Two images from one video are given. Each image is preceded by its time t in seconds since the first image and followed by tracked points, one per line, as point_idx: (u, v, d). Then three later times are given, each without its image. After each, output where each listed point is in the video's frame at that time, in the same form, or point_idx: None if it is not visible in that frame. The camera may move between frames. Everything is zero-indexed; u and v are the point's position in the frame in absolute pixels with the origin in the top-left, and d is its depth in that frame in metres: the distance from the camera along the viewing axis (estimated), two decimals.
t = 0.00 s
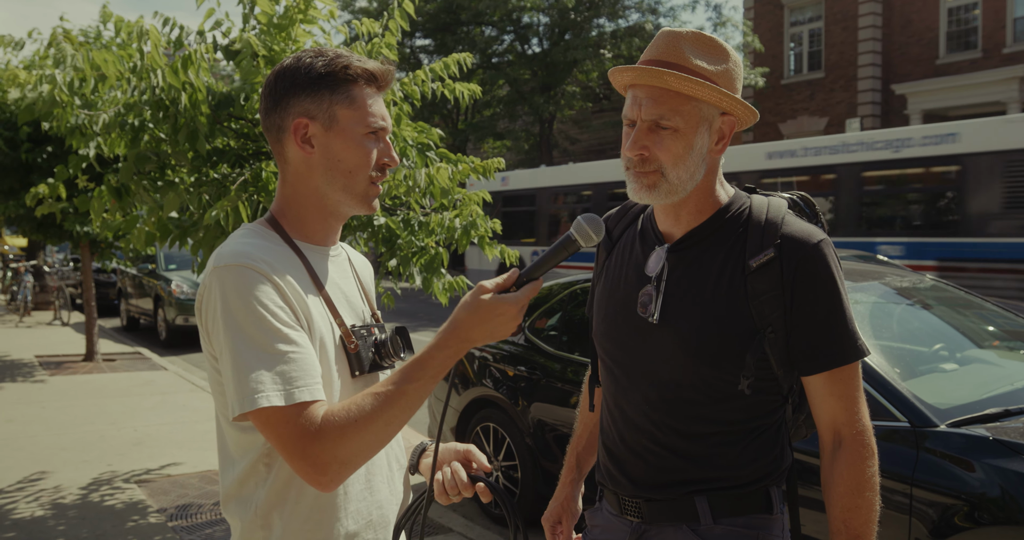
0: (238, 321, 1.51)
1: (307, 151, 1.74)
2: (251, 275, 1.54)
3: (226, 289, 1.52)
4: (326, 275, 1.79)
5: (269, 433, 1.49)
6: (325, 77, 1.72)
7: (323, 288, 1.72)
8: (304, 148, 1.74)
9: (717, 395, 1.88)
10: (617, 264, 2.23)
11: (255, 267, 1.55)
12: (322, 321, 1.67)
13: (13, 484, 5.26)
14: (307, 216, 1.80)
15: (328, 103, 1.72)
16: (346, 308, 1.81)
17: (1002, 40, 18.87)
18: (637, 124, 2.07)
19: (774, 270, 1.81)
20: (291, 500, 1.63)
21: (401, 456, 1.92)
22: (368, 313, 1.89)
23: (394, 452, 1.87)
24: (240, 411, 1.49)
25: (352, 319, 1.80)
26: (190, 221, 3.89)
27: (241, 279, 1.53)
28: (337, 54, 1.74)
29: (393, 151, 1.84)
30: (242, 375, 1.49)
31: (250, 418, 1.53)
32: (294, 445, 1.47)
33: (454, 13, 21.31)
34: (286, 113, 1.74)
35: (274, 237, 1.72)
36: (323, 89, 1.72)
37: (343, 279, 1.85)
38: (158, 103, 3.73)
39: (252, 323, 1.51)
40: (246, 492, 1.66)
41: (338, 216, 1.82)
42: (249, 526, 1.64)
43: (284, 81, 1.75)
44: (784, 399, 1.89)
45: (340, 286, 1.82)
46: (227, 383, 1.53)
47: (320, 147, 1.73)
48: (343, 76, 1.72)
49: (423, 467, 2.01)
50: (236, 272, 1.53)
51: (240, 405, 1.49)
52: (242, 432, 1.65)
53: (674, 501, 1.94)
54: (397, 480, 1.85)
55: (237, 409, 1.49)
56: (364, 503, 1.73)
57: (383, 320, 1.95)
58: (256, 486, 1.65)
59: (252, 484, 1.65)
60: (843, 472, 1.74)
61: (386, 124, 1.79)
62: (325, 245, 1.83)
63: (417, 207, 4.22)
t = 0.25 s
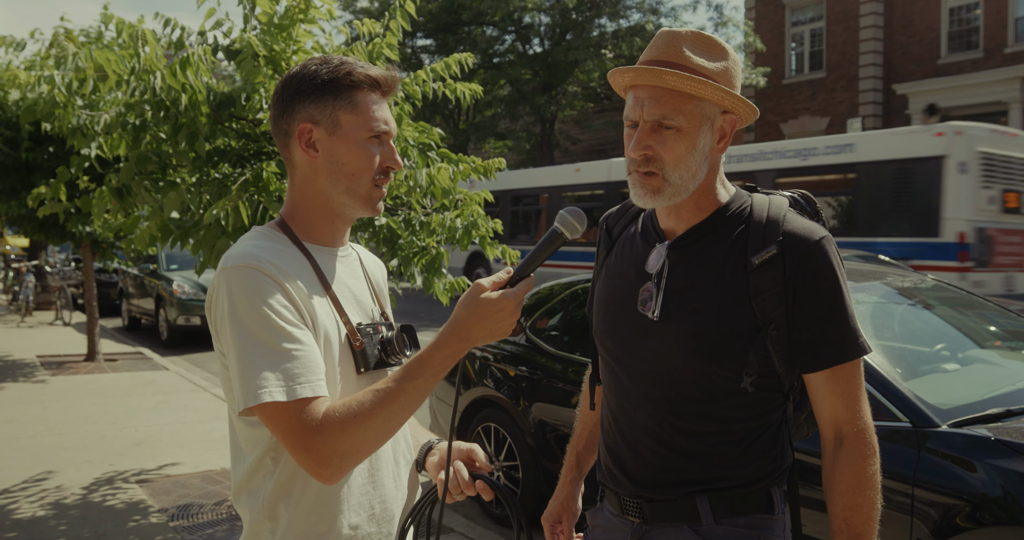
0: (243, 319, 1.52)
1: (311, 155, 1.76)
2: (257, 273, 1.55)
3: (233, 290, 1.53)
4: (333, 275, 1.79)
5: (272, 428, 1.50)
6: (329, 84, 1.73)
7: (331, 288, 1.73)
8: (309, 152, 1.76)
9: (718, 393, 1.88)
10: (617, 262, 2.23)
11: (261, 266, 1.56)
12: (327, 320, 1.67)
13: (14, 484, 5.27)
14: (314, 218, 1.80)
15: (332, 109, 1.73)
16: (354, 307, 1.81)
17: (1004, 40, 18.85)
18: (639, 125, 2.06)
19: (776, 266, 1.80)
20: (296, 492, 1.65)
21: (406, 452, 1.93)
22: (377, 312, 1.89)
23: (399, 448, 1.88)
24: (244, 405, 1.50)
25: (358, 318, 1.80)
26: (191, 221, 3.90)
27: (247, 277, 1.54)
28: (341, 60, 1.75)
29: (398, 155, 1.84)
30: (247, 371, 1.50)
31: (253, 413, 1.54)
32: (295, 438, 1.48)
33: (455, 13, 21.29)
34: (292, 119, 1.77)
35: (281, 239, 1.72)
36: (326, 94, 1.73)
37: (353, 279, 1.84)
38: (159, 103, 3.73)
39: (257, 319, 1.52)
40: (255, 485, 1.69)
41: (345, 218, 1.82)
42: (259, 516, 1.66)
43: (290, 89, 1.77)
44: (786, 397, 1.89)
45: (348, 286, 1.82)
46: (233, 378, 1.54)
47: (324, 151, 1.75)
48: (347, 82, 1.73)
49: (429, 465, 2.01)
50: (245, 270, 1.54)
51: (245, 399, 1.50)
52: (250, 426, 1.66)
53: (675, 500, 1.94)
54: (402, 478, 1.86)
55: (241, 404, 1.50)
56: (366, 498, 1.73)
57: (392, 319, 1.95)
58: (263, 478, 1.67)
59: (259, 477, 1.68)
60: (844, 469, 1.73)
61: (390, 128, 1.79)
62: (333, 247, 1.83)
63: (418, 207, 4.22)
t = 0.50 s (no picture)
0: (241, 312, 1.53)
1: (313, 156, 1.76)
2: (256, 268, 1.55)
3: (235, 286, 1.54)
4: (336, 273, 1.78)
5: (270, 420, 1.51)
6: (331, 86, 1.74)
7: (333, 287, 1.73)
8: (310, 153, 1.76)
9: (718, 389, 1.87)
10: (616, 259, 2.23)
11: (260, 261, 1.57)
12: (328, 316, 1.68)
13: (15, 483, 5.27)
14: (317, 219, 1.80)
15: (333, 110, 1.74)
16: (356, 304, 1.81)
17: (1004, 39, 18.83)
18: (638, 126, 2.06)
19: (777, 262, 1.81)
20: (296, 486, 1.66)
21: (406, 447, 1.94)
22: (381, 310, 1.89)
23: (400, 445, 1.88)
24: (243, 397, 1.50)
25: (360, 314, 1.80)
26: (192, 221, 3.90)
27: (246, 272, 1.55)
28: (341, 63, 1.76)
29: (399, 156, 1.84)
30: (246, 363, 1.50)
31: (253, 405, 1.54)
32: (293, 429, 1.49)
33: (455, 13, 21.29)
34: (294, 121, 1.78)
35: (283, 237, 1.72)
36: (328, 96, 1.74)
37: (357, 278, 1.84)
38: (159, 103, 3.73)
39: (256, 312, 1.52)
40: (258, 479, 1.71)
41: (348, 218, 1.82)
42: (261, 509, 1.67)
43: (293, 92, 1.79)
44: (786, 394, 1.89)
45: (352, 285, 1.81)
46: (233, 371, 1.55)
47: (325, 152, 1.75)
48: (348, 84, 1.74)
49: (430, 464, 2.01)
50: (245, 266, 1.55)
51: (243, 392, 1.50)
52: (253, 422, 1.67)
53: (676, 499, 1.94)
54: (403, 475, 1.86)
55: (240, 397, 1.50)
56: (366, 493, 1.73)
57: (396, 318, 1.94)
58: (266, 472, 1.69)
59: (262, 470, 1.69)
60: (845, 465, 1.73)
61: (391, 129, 1.79)
62: (337, 246, 1.83)
63: (419, 207, 4.22)
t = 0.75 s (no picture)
0: (236, 311, 1.53)
1: (311, 158, 1.76)
2: (251, 268, 1.55)
3: (230, 287, 1.54)
4: (334, 274, 1.79)
5: (264, 418, 1.51)
6: (330, 89, 1.74)
7: (330, 288, 1.73)
8: (308, 155, 1.76)
9: (714, 389, 1.88)
10: (611, 260, 2.23)
11: (256, 261, 1.57)
12: (324, 316, 1.68)
13: (12, 483, 5.26)
14: (315, 220, 1.81)
15: (331, 113, 1.74)
16: (353, 305, 1.80)
17: (1001, 39, 18.87)
18: (628, 132, 2.06)
19: (771, 260, 1.81)
20: (291, 486, 1.66)
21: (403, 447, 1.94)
22: (379, 311, 1.88)
23: (398, 446, 1.88)
24: (238, 396, 1.50)
25: (357, 314, 1.79)
26: (188, 221, 3.88)
27: (241, 271, 1.55)
28: (340, 67, 1.76)
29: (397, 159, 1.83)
30: (241, 362, 1.50)
31: (247, 404, 1.54)
32: (287, 428, 1.49)
33: (453, 12, 21.29)
34: (293, 124, 1.78)
35: (280, 237, 1.73)
36: (327, 99, 1.74)
37: (355, 279, 1.84)
38: (157, 103, 3.73)
39: (250, 312, 1.52)
40: (255, 477, 1.71)
41: (346, 220, 1.82)
42: (258, 509, 1.68)
43: (293, 94, 1.78)
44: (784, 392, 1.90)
45: (350, 286, 1.82)
46: (227, 370, 1.55)
47: (323, 154, 1.75)
48: (346, 87, 1.74)
49: (427, 464, 1.99)
50: (240, 265, 1.55)
51: (238, 390, 1.50)
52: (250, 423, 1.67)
53: (673, 500, 1.94)
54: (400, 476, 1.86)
55: (235, 394, 1.50)
56: (363, 493, 1.73)
57: (394, 319, 1.94)
58: (263, 471, 1.69)
59: (260, 468, 1.70)
60: (841, 461, 1.74)
61: (389, 132, 1.79)
62: (334, 247, 1.83)
63: (416, 206, 4.21)
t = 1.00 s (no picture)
0: (231, 312, 1.53)
1: (308, 158, 1.76)
2: (246, 269, 1.55)
3: (225, 287, 1.54)
4: (330, 275, 1.79)
5: (258, 420, 1.51)
6: (328, 89, 1.74)
7: (326, 290, 1.73)
8: (305, 155, 1.76)
9: (710, 388, 1.88)
10: (604, 262, 2.23)
11: (251, 262, 1.56)
12: (319, 316, 1.68)
13: (9, 483, 5.26)
14: (312, 220, 1.80)
15: (327, 114, 1.74)
16: (348, 305, 1.80)
17: (998, 40, 18.89)
18: (651, 120, 2.05)
19: (762, 257, 1.81)
20: (286, 487, 1.65)
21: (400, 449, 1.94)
22: (376, 311, 1.89)
23: (394, 448, 1.89)
24: (232, 397, 1.50)
25: (352, 315, 1.79)
26: (185, 220, 3.86)
27: (235, 273, 1.55)
28: (338, 66, 1.75)
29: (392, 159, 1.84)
30: (235, 363, 1.50)
31: (241, 405, 1.54)
32: (281, 429, 1.48)
33: (450, 12, 21.28)
34: (290, 123, 1.77)
35: (280, 239, 1.73)
36: (324, 99, 1.74)
37: (351, 279, 1.85)
38: (155, 103, 3.73)
39: (246, 313, 1.52)
40: (249, 479, 1.71)
41: (342, 221, 1.83)
42: (253, 511, 1.68)
43: (289, 94, 1.78)
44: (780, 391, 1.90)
45: (346, 286, 1.82)
46: (222, 371, 1.55)
47: (320, 155, 1.75)
48: (343, 87, 1.74)
49: (424, 465, 1.99)
50: (235, 266, 1.55)
51: (232, 392, 1.50)
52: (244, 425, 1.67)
53: (670, 501, 1.94)
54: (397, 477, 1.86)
55: (229, 395, 1.50)
56: (358, 494, 1.73)
57: (390, 320, 1.95)
58: (257, 472, 1.69)
59: (254, 470, 1.69)
60: (835, 458, 1.74)
61: (386, 133, 1.79)
62: (331, 248, 1.84)
63: (414, 206, 4.20)
